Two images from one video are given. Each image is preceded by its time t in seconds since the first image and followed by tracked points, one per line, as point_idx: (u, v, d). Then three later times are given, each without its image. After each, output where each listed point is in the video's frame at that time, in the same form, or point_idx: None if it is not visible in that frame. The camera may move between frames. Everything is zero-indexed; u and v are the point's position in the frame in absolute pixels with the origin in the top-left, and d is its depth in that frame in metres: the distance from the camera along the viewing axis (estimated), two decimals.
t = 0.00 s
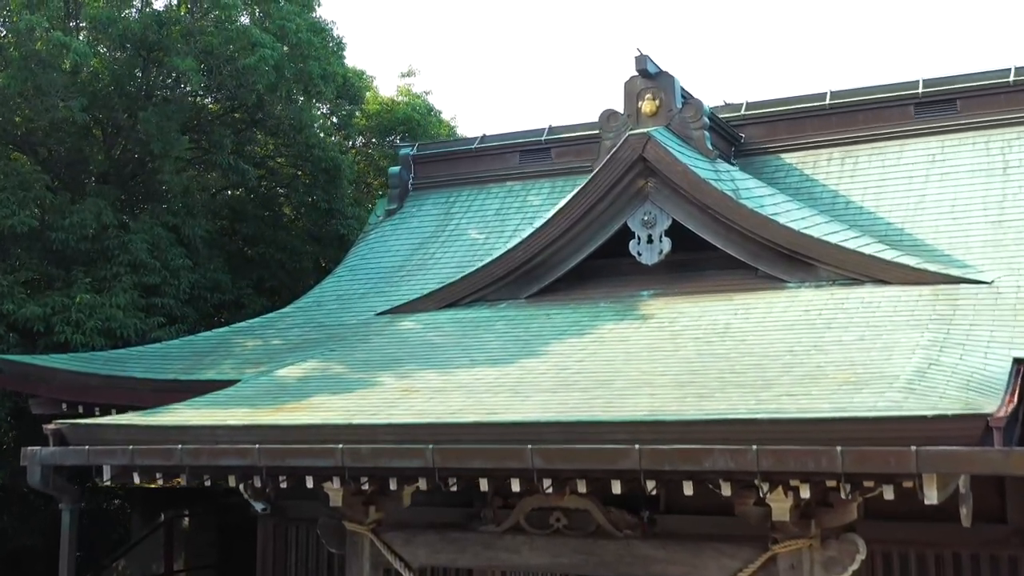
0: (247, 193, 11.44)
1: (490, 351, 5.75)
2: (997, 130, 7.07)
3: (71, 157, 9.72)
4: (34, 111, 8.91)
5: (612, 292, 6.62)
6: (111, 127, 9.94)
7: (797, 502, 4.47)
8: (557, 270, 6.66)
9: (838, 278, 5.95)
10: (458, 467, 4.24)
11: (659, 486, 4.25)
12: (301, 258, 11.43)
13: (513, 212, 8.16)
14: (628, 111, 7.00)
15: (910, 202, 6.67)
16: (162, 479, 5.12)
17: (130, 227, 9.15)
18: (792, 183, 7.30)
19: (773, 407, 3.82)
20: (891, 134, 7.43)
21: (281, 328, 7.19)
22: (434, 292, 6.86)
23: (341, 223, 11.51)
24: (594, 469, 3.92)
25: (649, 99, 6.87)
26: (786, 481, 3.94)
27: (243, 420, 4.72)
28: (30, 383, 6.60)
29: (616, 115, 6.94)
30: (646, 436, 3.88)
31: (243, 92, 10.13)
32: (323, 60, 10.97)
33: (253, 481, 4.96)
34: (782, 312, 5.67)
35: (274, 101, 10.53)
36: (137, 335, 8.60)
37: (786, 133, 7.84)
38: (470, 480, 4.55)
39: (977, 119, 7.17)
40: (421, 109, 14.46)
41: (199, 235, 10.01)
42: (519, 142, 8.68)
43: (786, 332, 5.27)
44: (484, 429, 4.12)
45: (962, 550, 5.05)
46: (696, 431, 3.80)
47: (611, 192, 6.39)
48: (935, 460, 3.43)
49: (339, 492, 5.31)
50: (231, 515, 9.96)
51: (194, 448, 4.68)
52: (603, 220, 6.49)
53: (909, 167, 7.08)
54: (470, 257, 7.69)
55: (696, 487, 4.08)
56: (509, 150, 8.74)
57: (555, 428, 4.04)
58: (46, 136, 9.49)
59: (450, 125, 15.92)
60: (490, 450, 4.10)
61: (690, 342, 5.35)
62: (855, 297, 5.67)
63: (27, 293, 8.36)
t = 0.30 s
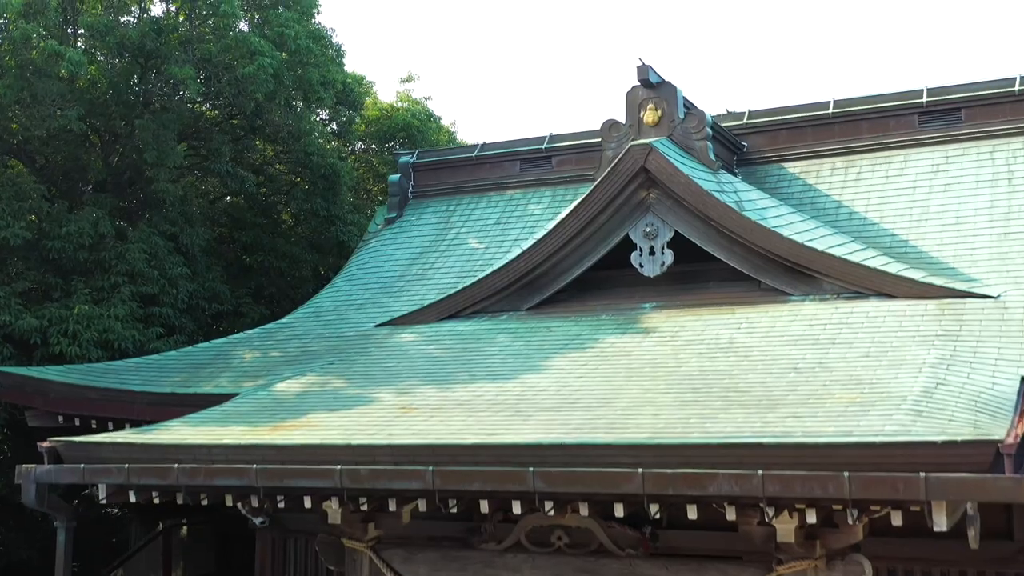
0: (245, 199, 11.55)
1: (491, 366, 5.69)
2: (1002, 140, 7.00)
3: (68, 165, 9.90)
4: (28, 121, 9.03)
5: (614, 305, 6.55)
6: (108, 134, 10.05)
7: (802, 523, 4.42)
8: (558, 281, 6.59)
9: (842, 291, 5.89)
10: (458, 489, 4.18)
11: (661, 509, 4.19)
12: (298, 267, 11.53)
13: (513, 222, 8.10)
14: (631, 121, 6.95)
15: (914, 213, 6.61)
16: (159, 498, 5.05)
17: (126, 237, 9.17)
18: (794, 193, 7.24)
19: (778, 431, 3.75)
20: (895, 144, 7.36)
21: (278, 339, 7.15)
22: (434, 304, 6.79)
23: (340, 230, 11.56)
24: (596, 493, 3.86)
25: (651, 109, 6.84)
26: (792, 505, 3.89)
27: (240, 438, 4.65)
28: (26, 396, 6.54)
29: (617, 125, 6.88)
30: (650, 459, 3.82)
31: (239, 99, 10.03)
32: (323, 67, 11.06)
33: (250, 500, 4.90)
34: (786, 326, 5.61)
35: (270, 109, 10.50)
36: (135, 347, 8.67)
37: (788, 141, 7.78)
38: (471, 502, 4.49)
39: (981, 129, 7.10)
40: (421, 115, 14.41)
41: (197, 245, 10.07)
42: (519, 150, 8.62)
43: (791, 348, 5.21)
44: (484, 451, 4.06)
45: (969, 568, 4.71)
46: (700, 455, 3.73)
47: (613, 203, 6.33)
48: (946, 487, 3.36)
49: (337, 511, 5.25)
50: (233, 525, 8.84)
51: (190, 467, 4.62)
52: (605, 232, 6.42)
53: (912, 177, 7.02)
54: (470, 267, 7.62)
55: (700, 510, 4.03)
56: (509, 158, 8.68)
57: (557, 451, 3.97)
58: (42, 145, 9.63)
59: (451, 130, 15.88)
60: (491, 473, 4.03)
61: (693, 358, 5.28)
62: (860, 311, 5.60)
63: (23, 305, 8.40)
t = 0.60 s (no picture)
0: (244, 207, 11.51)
1: (491, 382, 5.62)
2: (1007, 151, 6.93)
3: (65, 173, 9.99)
4: (22, 131, 9.05)
5: (615, 318, 6.48)
6: (105, 143, 10.04)
7: (807, 545, 4.36)
8: (559, 294, 6.52)
9: (847, 305, 5.81)
10: (458, 512, 4.11)
11: (665, 532, 4.13)
12: (299, 276, 11.48)
13: (513, 231, 8.03)
14: (632, 131, 6.89)
15: (919, 225, 6.54)
16: (155, 517, 4.99)
17: (123, 247, 9.17)
18: (798, 205, 7.18)
19: (784, 457, 3.68)
20: (899, 154, 7.29)
21: (276, 351, 7.08)
22: (434, 316, 6.72)
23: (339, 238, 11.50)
24: (598, 518, 3.79)
25: (653, 120, 6.78)
26: (798, 531, 3.82)
27: (237, 458, 4.59)
28: (22, 410, 6.48)
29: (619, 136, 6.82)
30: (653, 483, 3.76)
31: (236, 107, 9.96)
32: (322, 75, 11.07)
33: (248, 520, 4.83)
34: (790, 342, 5.54)
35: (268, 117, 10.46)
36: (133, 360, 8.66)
37: (791, 151, 7.71)
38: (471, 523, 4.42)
39: (987, 140, 7.03)
40: (421, 121, 14.37)
41: (195, 253, 10.00)
42: (519, 159, 8.54)
43: (795, 365, 5.14)
44: (485, 474, 3.99)
45: None
46: (705, 480, 3.66)
47: (614, 215, 6.25)
48: (956, 515, 3.29)
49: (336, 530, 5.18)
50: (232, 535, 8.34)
51: (186, 488, 4.55)
52: (607, 244, 6.34)
53: (917, 188, 6.95)
54: (470, 278, 7.55)
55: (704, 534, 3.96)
56: (509, 167, 8.60)
57: (559, 474, 3.91)
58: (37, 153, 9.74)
59: (451, 136, 15.82)
60: (491, 497, 3.97)
61: (696, 374, 5.22)
62: (864, 326, 5.54)
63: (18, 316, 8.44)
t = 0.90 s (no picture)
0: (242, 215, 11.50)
1: (491, 398, 5.56)
2: (1012, 161, 6.86)
3: (62, 183, 10.00)
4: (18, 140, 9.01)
5: (617, 331, 6.41)
6: (102, 152, 10.00)
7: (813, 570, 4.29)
8: (559, 307, 6.46)
9: (852, 320, 5.75)
10: (458, 537, 4.05)
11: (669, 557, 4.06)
12: (298, 285, 11.45)
13: (514, 241, 7.95)
14: (634, 143, 6.83)
15: (924, 238, 6.47)
16: (150, 538, 4.92)
17: (121, 257, 9.20)
18: (801, 216, 7.11)
19: (789, 483, 3.61)
20: (903, 164, 7.22)
21: (274, 364, 7.02)
22: (433, 329, 6.66)
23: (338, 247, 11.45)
24: (600, 545, 3.73)
25: (655, 131, 6.71)
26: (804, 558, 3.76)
27: (234, 480, 4.53)
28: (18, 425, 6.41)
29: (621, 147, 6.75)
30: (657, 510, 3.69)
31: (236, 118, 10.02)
32: (321, 83, 11.03)
33: (245, 541, 4.76)
34: (794, 357, 5.47)
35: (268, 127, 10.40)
36: (130, 372, 8.67)
37: (794, 160, 7.64)
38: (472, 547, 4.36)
39: (992, 150, 6.95)
40: (421, 127, 14.32)
41: (193, 263, 10.05)
42: (520, 167, 8.46)
43: (799, 382, 5.07)
44: (486, 499, 3.93)
45: None
46: (709, 507, 3.60)
47: (616, 228, 6.18)
48: (966, 545, 3.22)
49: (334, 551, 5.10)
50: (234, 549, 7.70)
51: (182, 510, 4.49)
52: (608, 257, 6.27)
53: (921, 199, 6.88)
54: (470, 289, 7.48)
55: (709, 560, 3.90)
56: (509, 176, 8.53)
57: (561, 500, 3.85)
58: (35, 162, 9.73)
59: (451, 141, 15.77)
60: (491, 522, 3.91)
61: (699, 391, 5.16)
62: (869, 342, 5.46)
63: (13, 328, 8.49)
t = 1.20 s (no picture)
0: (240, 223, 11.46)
1: (490, 415, 5.48)
2: (1017, 173, 6.79)
3: (59, 193, 9.98)
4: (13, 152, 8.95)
5: (619, 346, 6.34)
6: (98, 162, 9.96)
7: None
8: (560, 321, 6.39)
9: (857, 336, 5.67)
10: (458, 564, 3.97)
11: None
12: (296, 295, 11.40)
13: (514, 253, 7.88)
14: (635, 155, 6.77)
15: (929, 252, 6.40)
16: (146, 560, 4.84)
17: (117, 268, 9.21)
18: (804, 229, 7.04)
19: (796, 513, 3.54)
20: (907, 176, 7.15)
21: (271, 378, 6.95)
22: (433, 343, 6.59)
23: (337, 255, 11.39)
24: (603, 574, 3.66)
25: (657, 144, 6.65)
26: None
27: (230, 503, 4.46)
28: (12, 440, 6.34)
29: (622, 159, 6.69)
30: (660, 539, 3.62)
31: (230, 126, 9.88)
32: (320, 92, 10.99)
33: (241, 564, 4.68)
34: (798, 375, 5.39)
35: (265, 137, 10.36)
36: (126, 385, 8.65)
37: (797, 171, 7.57)
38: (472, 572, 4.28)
39: (997, 162, 6.88)
40: (420, 134, 14.26)
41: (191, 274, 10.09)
42: (520, 178, 8.38)
43: (804, 401, 5.00)
44: (485, 526, 3.86)
45: None
46: (713, 536, 3.53)
47: (617, 242, 6.11)
48: None
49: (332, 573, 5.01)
50: None
51: (178, 534, 4.42)
52: (610, 271, 6.20)
53: (926, 211, 6.80)
54: (470, 301, 7.41)
55: None
56: (509, 186, 8.45)
57: (562, 527, 3.77)
58: (30, 172, 9.70)
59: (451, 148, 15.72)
60: (491, 550, 3.84)
61: (702, 410, 5.08)
62: (874, 359, 5.39)
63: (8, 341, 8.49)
